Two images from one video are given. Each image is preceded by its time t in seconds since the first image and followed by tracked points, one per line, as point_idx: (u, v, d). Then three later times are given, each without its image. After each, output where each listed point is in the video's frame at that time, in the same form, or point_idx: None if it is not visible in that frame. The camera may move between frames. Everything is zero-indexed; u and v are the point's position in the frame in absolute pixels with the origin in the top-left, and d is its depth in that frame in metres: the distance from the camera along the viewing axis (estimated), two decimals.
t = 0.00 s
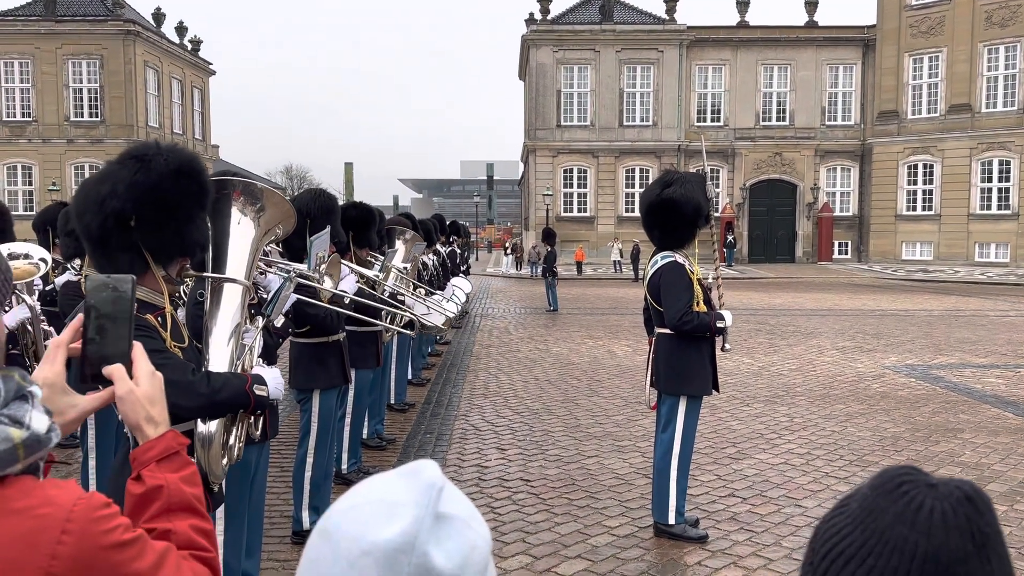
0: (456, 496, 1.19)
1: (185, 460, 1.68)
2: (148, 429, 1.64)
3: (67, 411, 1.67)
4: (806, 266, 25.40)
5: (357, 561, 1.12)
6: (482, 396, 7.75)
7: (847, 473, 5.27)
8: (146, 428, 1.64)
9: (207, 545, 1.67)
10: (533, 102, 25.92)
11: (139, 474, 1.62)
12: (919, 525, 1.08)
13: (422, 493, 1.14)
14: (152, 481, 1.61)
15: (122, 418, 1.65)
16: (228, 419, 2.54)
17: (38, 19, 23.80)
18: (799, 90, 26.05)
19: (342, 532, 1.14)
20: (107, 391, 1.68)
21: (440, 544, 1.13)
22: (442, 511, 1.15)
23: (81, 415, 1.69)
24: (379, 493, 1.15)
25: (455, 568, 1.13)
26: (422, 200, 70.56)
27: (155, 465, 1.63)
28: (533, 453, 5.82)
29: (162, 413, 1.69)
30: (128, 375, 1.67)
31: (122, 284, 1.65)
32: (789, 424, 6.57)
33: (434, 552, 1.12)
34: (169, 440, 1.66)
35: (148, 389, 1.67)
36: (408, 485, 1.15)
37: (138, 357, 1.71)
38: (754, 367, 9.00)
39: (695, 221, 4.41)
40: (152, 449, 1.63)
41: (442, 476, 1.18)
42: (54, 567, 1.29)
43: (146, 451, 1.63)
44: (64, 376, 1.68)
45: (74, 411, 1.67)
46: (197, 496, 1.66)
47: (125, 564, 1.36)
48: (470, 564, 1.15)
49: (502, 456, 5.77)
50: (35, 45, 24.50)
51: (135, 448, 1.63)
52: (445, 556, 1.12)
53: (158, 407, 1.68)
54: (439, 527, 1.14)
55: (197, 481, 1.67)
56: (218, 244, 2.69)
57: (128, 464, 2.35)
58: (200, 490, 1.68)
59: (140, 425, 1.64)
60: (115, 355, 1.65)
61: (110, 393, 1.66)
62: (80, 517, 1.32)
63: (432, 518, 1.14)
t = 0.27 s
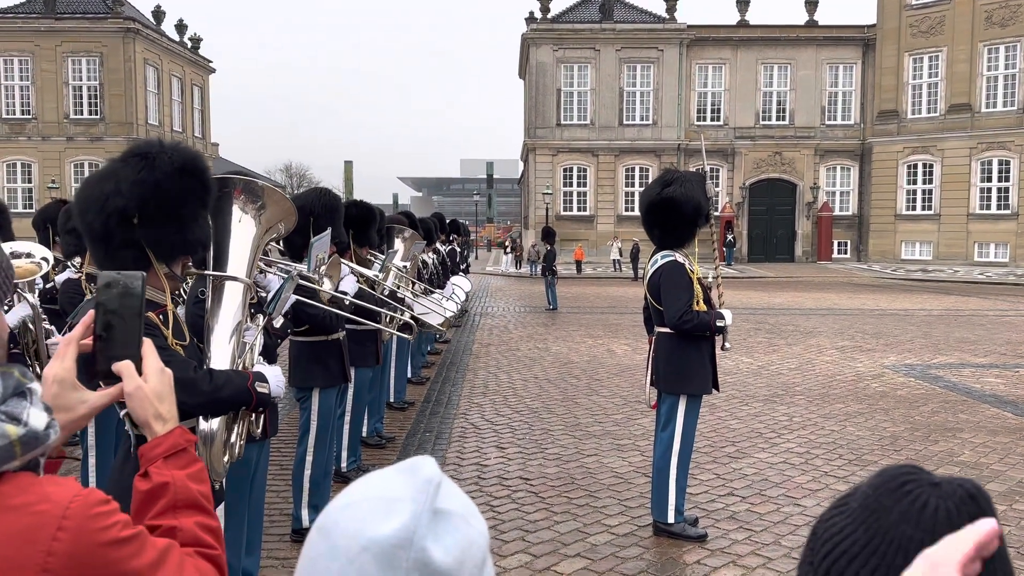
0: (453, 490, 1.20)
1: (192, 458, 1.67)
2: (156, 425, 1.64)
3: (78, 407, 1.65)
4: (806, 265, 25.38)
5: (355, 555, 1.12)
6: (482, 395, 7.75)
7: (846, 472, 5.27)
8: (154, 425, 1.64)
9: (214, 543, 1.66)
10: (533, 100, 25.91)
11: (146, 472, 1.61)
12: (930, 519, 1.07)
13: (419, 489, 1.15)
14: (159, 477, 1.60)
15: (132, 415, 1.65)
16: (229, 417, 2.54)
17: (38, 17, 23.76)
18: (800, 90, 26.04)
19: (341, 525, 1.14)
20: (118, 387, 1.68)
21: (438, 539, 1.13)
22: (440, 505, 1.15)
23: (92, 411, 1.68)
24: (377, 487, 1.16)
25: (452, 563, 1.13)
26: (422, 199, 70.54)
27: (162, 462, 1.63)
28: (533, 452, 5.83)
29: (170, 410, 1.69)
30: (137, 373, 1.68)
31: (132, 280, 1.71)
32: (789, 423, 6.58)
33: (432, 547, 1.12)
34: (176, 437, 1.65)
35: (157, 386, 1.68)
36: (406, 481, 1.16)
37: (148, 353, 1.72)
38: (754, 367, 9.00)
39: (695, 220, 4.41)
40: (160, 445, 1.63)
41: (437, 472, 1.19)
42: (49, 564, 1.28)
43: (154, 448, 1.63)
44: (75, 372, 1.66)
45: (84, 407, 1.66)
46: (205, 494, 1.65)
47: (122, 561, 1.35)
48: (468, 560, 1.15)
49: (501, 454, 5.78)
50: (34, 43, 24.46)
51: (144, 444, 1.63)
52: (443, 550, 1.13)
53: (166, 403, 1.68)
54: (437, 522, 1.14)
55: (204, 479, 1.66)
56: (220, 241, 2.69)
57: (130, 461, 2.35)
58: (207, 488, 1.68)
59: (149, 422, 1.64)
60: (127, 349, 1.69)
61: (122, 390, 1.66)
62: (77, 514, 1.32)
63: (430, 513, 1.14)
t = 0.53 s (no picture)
0: (454, 488, 1.20)
1: (196, 455, 1.65)
2: (160, 422, 1.63)
3: (85, 402, 1.66)
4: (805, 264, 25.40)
5: (354, 554, 1.12)
6: (480, 393, 7.75)
7: (844, 471, 5.28)
8: (158, 421, 1.62)
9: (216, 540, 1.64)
10: (533, 99, 25.90)
11: (149, 468, 1.61)
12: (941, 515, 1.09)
13: (418, 488, 1.15)
14: (161, 475, 1.59)
15: (137, 412, 1.64)
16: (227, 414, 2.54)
17: (37, 14, 23.72)
18: (799, 89, 26.03)
19: (341, 524, 1.14)
20: (124, 384, 1.68)
21: (438, 538, 1.13)
22: (438, 504, 1.15)
23: (98, 408, 1.68)
24: (375, 486, 1.16)
25: (451, 562, 1.13)
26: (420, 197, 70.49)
27: (165, 459, 1.61)
28: (531, 450, 5.83)
29: (175, 407, 1.67)
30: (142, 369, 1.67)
31: (139, 276, 1.74)
32: (787, 422, 6.58)
33: (430, 545, 1.12)
34: (180, 434, 1.64)
35: (162, 382, 1.66)
36: (406, 480, 1.16)
37: (154, 350, 1.72)
38: (752, 366, 9.00)
39: (695, 219, 4.41)
40: (163, 443, 1.61)
41: (437, 471, 1.19)
42: (38, 563, 1.28)
43: (157, 445, 1.61)
44: (81, 367, 1.66)
45: (91, 403, 1.66)
46: (207, 492, 1.64)
47: (115, 560, 1.34)
48: (467, 558, 1.15)
49: (500, 453, 5.78)
50: (33, 40, 24.44)
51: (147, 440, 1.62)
52: (441, 549, 1.12)
53: (171, 400, 1.66)
54: (436, 522, 1.14)
55: (207, 475, 1.65)
56: (218, 240, 2.68)
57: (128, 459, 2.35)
58: (210, 485, 1.66)
59: (153, 418, 1.62)
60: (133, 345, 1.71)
61: (127, 386, 1.65)
62: (67, 511, 1.31)
63: (429, 512, 1.14)
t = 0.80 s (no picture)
0: (450, 486, 1.20)
1: (196, 451, 1.64)
2: (160, 418, 1.61)
3: (87, 397, 1.69)
4: (803, 262, 25.44)
5: (345, 551, 1.12)
6: (479, 391, 7.75)
7: (842, 469, 5.28)
8: (158, 417, 1.61)
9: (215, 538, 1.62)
10: (531, 97, 25.89)
11: (148, 464, 1.59)
12: (992, 521, 1.06)
13: (410, 488, 1.14)
14: (160, 471, 1.58)
15: (138, 407, 1.63)
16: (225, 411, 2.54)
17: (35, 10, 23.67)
18: (798, 87, 26.03)
19: (335, 522, 1.15)
20: (125, 378, 1.68)
21: (428, 538, 1.13)
22: (431, 503, 1.15)
23: (100, 401, 1.70)
24: (371, 484, 1.16)
25: (443, 563, 1.13)
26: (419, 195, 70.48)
27: (164, 455, 1.60)
28: (530, 448, 5.83)
29: (176, 402, 1.65)
30: (144, 365, 1.66)
31: (141, 271, 1.75)
32: (786, 420, 6.58)
33: (421, 544, 1.12)
34: (180, 430, 1.62)
35: (162, 378, 1.65)
36: (399, 476, 1.16)
37: (155, 346, 1.71)
38: (751, 364, 9.01)
39: (692, 217, 4.42)
40: (163, 438, 1.60)
41: (433, 468, 1.19)
42: (22, 560, 1.27)
43: (157, 441, 1.60)
44: (83, 363, 1.68)
45: (93, 398, 1.69)
46: (207, 488, 1.62)
47: (103, 557, 1.33)
48: (460, 561, 1.14)
49: (498, 451, 5.78)
50: (31, 37, 24.43)
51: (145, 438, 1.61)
52: (432, 549, 1.12)
53: (172, 395, 1.65)
54: (428, 522, 1.14)
55: (207, 472, 1.63)
56: (215, 237, 2.68)
57: (125, 457, 2.35)
58: (211, 482, 1.64)
59: (154, 413, 1.61)
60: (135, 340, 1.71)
61: (128, 381, 1.65)
62: (52, 508, 1.30)
63: (421, 513, 1.14)
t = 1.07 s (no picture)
0: (436, 485, 1.19)
1: (197, 448, 1.63)
2: (162, 414, 1.62)
3: (91, 393, 1.69)
4: (802, 261, 25.46)
5: (325, 558, 1.14)
6: (478, 389, 7.76)
7: (840, 467, 5.29)
8: (161, 413, 1.62)
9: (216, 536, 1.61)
10: (530, 95, 25.88)
11: (149, 462, 1.59)
12: (1000, 521, 1.02)
13: (389, 492, 1.14)
14: (161, 468, 1.57)
15: (140, 404, 1.64)
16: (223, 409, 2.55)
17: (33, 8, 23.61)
18: (797, 85, 26.04)
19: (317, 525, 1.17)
20: (127, 376, 1.68)
21: (408, 543, 1.12)
22: (414, 506, 1.15)
23: (103, 399, 1.69)
24: (351, 488, 1.17)
25: (427, 567, 1.12)
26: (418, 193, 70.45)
27: (166, 453, 1.60)
28: (528, 446, 5.83)
29: (178, 400, 1.66)
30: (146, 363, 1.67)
31: (145, 268, 1.80)
32: (784, 419, 6.59)
33: (400, 548, 1.12)
34: (181, 426, 1.62)
35: (164, 374, 1.66)
36: (379, 481, 1.16)
37: (158, 343, 1.72)
38: (749, 362, 9.01)
39: (691, 215, 4.42)
40: (163, 436, 1.60)
41: (416, 470, 1.19)
42: (15, 557, 1.25)
43: (158, 439, 1.60)
44: (87, 359, 1.68)
45: (96, 394, 1.69)
46: (207, 486, 1.61)
47: (95, 554, 1.32)
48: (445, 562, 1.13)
49: (497, 449, 5.79)
50: (29, 34, 24.39)
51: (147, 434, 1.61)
52: (410, 553, 1.12)
53: (174, 392, 1.65)
54: (411, 526, 1.14)
55: (208, 470, 1.63)
56: (212, 235, 2.67)
57: (122, 454, 2.35)
58: (211, 480, 1.63)
59: (155, 410, 1.62)
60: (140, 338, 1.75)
61: (130, 378, 1.66)
62: (45, 505, 1.28)
63: (402, 519, 1.13)
